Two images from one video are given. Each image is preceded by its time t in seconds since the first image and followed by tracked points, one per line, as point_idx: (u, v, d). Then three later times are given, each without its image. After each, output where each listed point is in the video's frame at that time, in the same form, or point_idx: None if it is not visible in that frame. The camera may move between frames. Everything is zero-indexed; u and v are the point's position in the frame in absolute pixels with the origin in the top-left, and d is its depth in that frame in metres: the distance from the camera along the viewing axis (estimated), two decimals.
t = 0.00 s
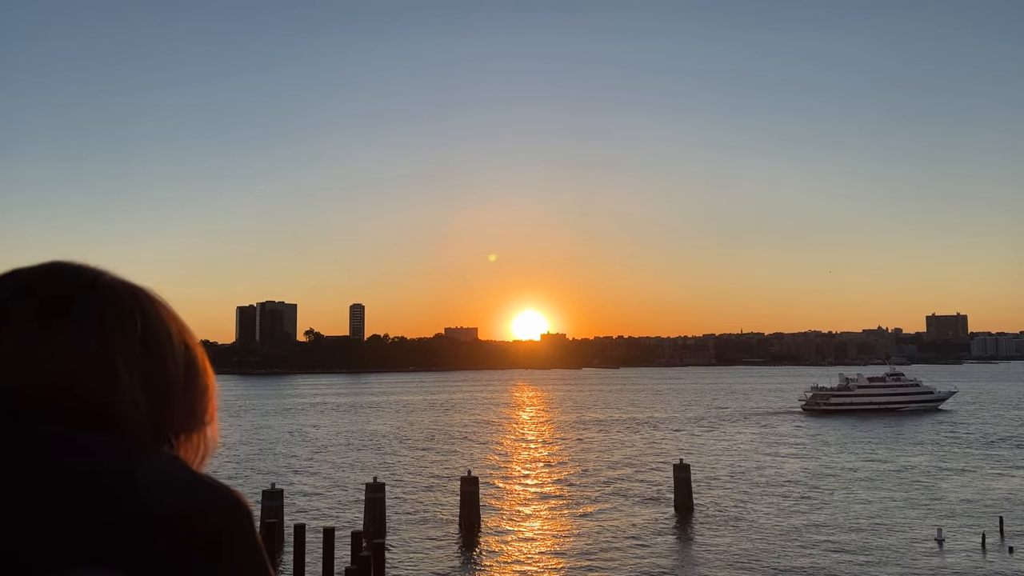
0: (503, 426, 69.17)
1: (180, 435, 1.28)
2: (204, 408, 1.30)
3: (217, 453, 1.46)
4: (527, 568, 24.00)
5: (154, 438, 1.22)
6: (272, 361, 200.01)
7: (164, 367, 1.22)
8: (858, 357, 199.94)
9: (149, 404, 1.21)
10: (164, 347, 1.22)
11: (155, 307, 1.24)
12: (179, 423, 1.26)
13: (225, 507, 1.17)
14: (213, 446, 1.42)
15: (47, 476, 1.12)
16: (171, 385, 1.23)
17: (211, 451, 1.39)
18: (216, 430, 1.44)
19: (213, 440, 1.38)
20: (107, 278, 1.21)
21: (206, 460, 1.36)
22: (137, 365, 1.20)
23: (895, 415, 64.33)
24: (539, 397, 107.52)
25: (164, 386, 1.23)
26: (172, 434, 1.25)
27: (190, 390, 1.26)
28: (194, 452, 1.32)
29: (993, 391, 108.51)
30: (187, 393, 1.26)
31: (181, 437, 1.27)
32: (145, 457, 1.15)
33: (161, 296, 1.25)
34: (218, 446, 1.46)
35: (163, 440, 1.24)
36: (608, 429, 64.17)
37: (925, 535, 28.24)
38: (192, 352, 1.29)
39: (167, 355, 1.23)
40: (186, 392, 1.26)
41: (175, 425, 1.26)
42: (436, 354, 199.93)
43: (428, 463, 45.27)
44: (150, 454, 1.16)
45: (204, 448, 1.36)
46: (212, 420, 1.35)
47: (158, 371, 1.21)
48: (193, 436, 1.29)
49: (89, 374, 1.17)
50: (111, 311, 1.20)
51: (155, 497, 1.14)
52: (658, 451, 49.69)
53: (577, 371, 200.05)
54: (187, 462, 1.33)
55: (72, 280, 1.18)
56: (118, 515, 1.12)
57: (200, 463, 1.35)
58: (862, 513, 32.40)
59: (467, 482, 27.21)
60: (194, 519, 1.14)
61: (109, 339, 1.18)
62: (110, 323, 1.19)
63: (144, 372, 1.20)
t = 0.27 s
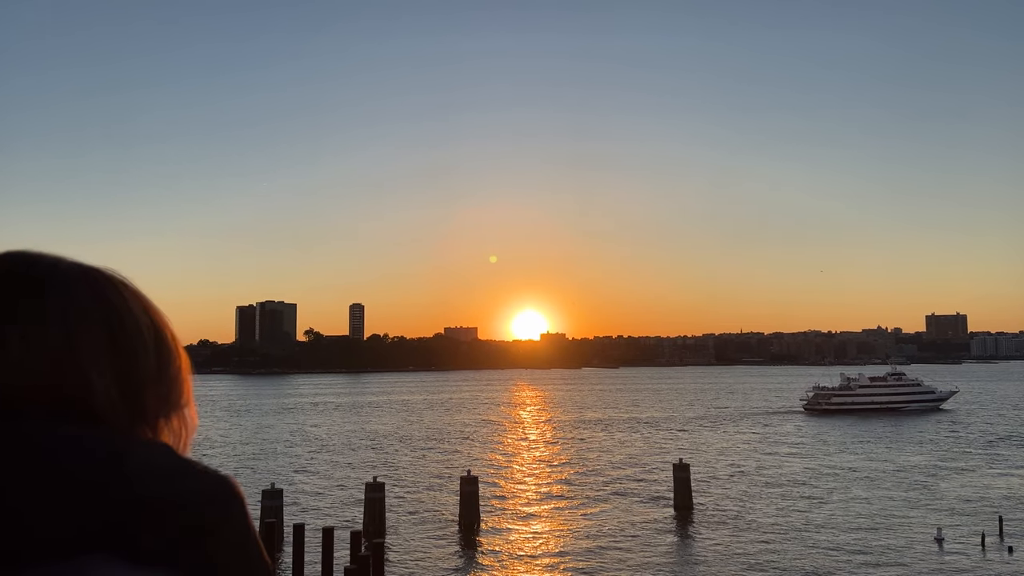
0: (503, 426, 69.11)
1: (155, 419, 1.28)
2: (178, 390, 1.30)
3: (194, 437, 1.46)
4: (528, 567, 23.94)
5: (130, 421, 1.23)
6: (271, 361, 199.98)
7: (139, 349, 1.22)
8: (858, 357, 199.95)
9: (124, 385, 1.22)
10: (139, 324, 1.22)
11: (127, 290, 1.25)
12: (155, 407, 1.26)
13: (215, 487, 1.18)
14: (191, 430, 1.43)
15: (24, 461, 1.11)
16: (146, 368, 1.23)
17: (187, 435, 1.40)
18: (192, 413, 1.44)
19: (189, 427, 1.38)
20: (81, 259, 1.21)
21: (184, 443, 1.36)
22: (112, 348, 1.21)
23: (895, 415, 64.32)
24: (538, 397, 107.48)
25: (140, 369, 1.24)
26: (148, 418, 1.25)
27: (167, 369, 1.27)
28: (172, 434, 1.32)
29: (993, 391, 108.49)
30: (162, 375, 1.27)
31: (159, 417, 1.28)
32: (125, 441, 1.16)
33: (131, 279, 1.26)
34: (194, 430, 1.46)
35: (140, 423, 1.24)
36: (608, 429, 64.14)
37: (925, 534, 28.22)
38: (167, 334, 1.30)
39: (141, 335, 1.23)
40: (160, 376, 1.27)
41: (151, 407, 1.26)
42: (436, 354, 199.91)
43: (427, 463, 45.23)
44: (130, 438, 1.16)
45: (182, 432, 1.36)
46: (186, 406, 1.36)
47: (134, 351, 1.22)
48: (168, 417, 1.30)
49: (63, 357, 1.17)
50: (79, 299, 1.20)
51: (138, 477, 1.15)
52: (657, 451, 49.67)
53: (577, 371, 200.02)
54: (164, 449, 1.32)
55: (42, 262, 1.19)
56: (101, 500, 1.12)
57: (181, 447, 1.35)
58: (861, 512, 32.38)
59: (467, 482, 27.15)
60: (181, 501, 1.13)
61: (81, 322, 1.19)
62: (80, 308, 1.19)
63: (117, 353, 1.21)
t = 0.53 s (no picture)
0: (503, 425, 69.14)
1: (157, 417, 1.34)
2: (177, 389, 1.37)
3: (194, 435, 1.52)
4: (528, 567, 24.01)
5: (132, 418, 1.29)
6: (271, 361, 200.09)
7: (137, 348, 1.28)
8: (858, 357, 200.04)
9: (124, 385, 1.28)
10: (137, 326, 1.28)
11: (126, 292, 1.31)
12: (155, 405, 1.33)
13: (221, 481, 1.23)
14: (191, 428, 1.49)
15: (35, 458, 1.18)
16: (145, 367, 1.29)
17: (187, 433, 1.46)
18: (192, 414, 1.50)
19: (188, 422, 1.44)
20: (83, 264, 1.27)
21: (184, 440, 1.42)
22: (114, 349, 1.27)
23: (894, 415, 64.41)
24: (538, 397, 107.56)
25: (140, 370, 1.29)
26: (148, 416, 1.31)
27: (166, 371, 1.33)
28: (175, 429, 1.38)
29: (993, 391, 108.55)
30: (161, 376, 1.33)
31: (160, 417, 1.34)
32: (129, 434, 1.23)
33: (130, 284, 1.32)
34: (192, 429, 1.52)
35: (141, 419, 1.30)
36: (607, 429, 64.23)
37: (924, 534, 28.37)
38: (166, 336, 1.36)
39: (142, 336, 1.29)
40: (160, 377, 1.33)
41: (151, 405, 1.32)
42: (436, 354, 199.92)
43: (426, 462, 45.33)
44: (134, 432, 1.23)
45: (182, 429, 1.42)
46: (185, 405, 1.42)
47: (135, 353, 1.28)
48: (168, 415, 1.36)
49: (63, 358, 1.24)
50: (79, 301, 1.26)
51: (143, 473, 1.21)
52: (656, 450, 49.79)
53: (577, 370, 200.06)
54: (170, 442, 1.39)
55: (44, 269, 1.25)
56: (110, 496, 1.19)
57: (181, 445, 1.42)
58: (860, 512, 32.50)
59: (467, 481, 27.30)
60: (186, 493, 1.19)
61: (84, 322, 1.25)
62: (84, 308, 1.25)
63: (117, 354, 1.27)
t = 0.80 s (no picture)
0: (502, 425, 69.15)
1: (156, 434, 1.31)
2: (177, 409, 1.34)
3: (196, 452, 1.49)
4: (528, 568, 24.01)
5: (130, 434, 1.27)
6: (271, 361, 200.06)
7: (134, 365, 1.26)
8: (858, 356, 200.06)
9: (120, 403, 1.25)
10: (134, 344, 1.26)
11: (123, 311, 1.28)
12: (154, 423, 1.30)
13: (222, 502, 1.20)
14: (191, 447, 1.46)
15: (33, 476, 1.15)
16: (143, 383, 1.27)
17: (187, 452, 1.43)
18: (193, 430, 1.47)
19: (189, 442, 1.42)
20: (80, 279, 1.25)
21: (183, 460, 1.39)
22: (110, 367, 1.24)
23: (894, 414, 64.48)
24: (538, 396, 107.55)
25: (137, 386, 1.27)
26: (146, 434, 1.29)
27: (164, 390, 1.31)
28: (175, 451, 1.35)
29: (993, 391, 108.64)
30: (161, 392, 1.30)
31: (160, 436, 1.31)
32: (129, 452, 1.20)
33: (130, 298, 1.30)
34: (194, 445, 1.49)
35: (137, 438, 1.28)
36: (607, 428, 64.27)
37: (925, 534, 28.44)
38: (163, 351, 1.34)
39: (138, 353, 1.27)
40: (159, 395, 1.31)
41: (150, 423, 1.29)
42: (436, 354, 199.92)
43: (426, 462, 45.37)
44: (134, 450, 1.20)
45: (182, 452, 1.39)
46: (187, 424, 1.39)
47: (132, 368, 1.26)
48: (170, 436, 1.33)
49: (63, 373, 1.22)
50: (77, 311, 1.24)
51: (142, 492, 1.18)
52: (655, 450, 49.84)
53: (577, 370, 200.11)
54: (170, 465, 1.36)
55: (38, 286, 1.23)
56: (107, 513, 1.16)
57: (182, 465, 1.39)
58: (860, 512, 32.56)
59: (467, 481, 27.22)
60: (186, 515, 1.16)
61: (79, 341, 1.22)
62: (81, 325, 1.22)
63: (114, 371, 1.24)
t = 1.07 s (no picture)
0: (501, 425, 69.08)
1: (157, 468, 1.32)
2: (182, 438, 1.35)
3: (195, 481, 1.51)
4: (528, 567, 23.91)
5: (134, 468, 1.27)
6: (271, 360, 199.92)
7: (138, 389, 1.26)
8: (857, 356, 199.93)
9: (127, 434, 1.26)
10: (142, 372, 1.27)
11: (134, 337, 1.29)
12: (155, 454, 1.30)
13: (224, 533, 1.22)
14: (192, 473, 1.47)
15: (42, 505, 1.16)
16: (150, 412, 1.27)
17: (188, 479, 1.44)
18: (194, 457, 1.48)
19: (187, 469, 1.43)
20: (91, 300, 1.26)
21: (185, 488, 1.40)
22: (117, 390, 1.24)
23: (893, 413, 64.51)
24: (537, 395, 107.54)
25: (144, 416, 1.28)
26: (148, 463, 1.30)
27: (169, 416, 1.31)
28: (176, 480, 1.37)
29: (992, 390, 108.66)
30: (164, 420, 1.31)
31: (160, 467, 1.32)
32: (133, 487, 1.21)
33: (141, 322, 1.32)
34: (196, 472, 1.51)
35: (140, 469, 1.28)
36: (606, 427, 64.28)
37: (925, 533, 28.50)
38: (171, 377, 1.34)
39: (140, 379, 1.27)
40: (164, 421, 1.31)
41: (153, 455, 1.30)
42: (435, 353, 199.81)
43: (426, 461, 45.37)
44: (134, 486, 1.21)
45: (185, 476, 1.40)
46: (189, 453, 1.40)
47: (137, 395, 1.26)
48: (171, 465, 1.34)
49: (67, 398, 1.21)
50: (92, 336, 1.24)
51: (147, 528, 1.20)
52: (655, 450, 49.85)
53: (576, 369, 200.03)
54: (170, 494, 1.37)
55: (51, 311, 1.23)
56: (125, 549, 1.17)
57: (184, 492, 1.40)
58: (861, 511, 32.61)
59: (467, 480, 26.92)
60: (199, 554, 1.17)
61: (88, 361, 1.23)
62: (88, 353, 1.23)
63: (126, 397, 1.26)
